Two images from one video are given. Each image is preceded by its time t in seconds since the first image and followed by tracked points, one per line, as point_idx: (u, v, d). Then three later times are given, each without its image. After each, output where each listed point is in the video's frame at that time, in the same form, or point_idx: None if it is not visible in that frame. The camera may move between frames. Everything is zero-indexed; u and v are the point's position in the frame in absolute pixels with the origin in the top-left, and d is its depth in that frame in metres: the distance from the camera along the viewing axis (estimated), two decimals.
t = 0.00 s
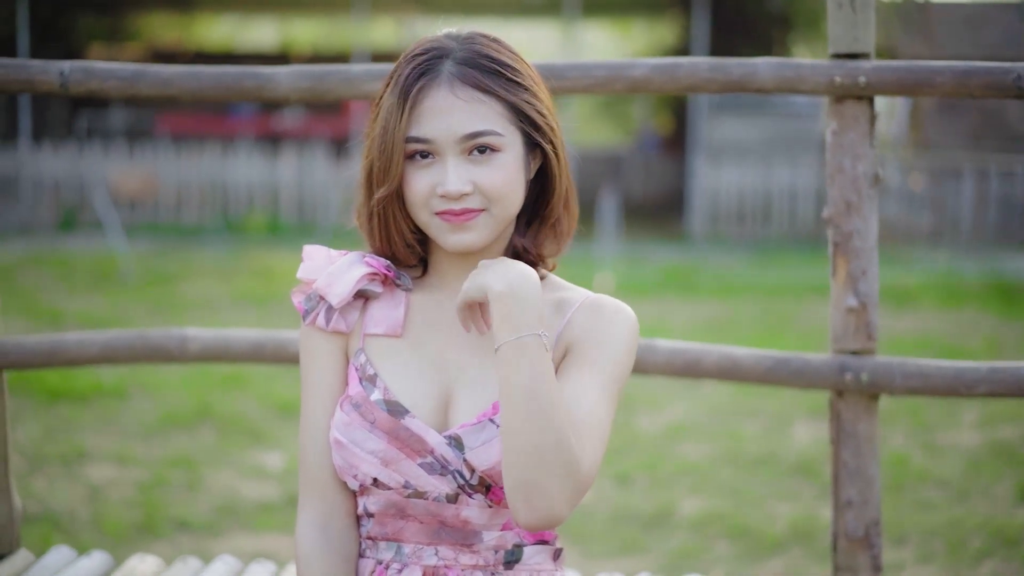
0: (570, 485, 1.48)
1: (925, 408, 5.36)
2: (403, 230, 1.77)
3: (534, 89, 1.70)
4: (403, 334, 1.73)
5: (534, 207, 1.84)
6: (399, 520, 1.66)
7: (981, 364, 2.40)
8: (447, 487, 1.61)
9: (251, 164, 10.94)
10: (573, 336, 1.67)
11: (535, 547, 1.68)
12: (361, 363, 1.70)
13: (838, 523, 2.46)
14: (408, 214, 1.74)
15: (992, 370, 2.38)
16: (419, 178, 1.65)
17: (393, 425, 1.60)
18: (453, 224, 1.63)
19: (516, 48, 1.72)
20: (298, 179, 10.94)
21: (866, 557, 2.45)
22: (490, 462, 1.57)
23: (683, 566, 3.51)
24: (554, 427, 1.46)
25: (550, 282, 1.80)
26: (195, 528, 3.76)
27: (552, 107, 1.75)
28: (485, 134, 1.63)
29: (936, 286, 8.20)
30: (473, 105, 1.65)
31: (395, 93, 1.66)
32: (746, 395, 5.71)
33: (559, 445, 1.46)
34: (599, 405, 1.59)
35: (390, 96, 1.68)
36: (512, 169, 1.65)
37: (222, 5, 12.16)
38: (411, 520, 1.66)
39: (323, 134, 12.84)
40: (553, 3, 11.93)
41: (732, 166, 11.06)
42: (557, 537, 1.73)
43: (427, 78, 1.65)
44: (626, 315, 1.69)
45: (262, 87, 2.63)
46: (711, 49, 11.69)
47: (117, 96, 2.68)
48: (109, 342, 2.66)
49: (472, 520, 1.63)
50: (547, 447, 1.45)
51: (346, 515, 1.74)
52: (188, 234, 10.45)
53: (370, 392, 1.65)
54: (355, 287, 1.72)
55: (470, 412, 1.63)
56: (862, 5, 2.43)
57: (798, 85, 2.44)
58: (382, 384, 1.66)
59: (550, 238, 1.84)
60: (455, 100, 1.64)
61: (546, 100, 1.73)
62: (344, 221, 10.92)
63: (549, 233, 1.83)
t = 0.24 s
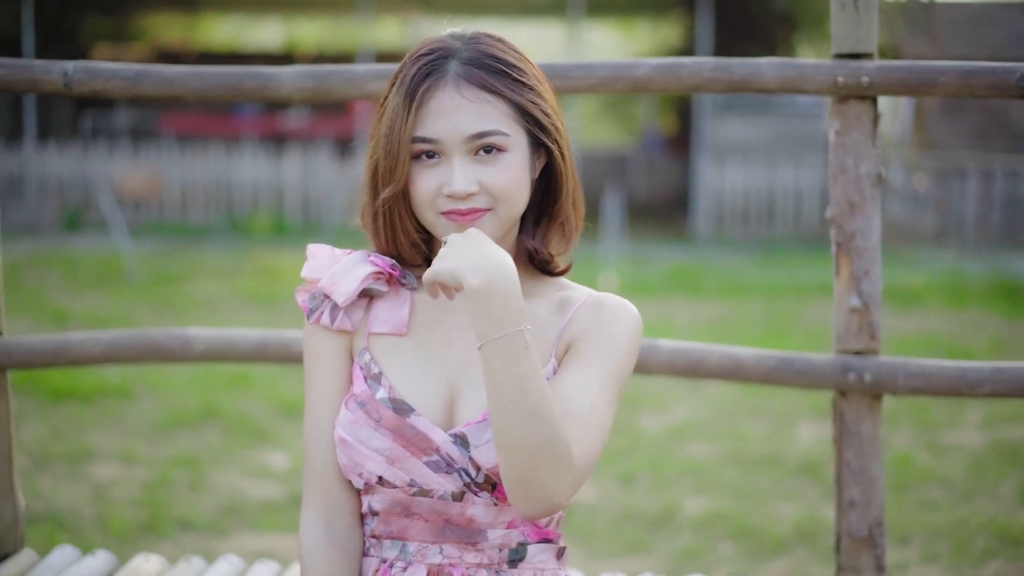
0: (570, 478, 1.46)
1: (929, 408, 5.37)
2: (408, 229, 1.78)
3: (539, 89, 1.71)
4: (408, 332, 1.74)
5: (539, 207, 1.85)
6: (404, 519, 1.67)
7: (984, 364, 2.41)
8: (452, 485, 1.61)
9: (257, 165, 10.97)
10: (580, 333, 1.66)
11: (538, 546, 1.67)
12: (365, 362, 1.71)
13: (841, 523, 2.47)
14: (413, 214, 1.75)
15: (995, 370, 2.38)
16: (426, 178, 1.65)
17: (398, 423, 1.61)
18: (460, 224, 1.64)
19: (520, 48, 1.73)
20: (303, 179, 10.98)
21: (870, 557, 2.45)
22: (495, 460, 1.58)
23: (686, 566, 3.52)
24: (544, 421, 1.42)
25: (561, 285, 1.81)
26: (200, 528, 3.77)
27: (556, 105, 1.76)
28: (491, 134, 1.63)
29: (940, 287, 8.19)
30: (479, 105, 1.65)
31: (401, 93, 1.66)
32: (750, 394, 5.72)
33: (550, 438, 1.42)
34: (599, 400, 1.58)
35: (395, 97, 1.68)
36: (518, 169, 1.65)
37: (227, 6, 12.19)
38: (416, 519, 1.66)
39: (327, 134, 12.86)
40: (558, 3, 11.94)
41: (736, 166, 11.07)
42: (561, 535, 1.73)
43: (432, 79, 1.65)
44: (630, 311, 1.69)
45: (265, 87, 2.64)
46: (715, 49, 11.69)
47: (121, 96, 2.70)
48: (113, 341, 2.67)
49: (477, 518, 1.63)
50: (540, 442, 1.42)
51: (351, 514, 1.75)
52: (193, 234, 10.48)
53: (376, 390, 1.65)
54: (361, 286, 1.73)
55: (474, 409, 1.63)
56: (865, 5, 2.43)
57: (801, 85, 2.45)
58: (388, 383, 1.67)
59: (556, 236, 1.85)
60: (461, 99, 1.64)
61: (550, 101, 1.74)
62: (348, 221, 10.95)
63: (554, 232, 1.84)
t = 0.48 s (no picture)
0: (553, 448, 1.43)
1: (936, 408, 5.36)
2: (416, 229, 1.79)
3: (547, 88, 1.69)
4: (414, 332, 1.73)
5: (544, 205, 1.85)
6: (410, 517, 1.67)
7: (988, 364, 2.41)
8: (458, 484, 1.61)
9: (263, 165, 11.00)
10: (582, 321, 1.66)
11: (544, 544, 1.69)
12: (371, 361, 1.71)
13: (845, 523, 2.47)
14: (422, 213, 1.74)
15: (999, 370, 2.38)
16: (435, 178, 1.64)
17: (404, 422, 1.60)
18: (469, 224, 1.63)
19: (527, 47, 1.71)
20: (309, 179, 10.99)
21: (873, 557, 2.45)
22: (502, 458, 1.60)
23: (691, 566, 3.52)
24: (522, 392, 1.39)
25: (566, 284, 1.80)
26: (205, 527, 3.78)
27: (563, 103, 1.74)
28: (502, 133, 1.62)
29: (947, 287, 8.18)
30: (489, 105, 1.63)
31: (409, 94, 1.65)
32: (756, 395, 5.72)
33: (529, 407, 1.39)
34: (594, 384, 1.56)
35: (404, 97, 1.66)
36: (529, 168, 1.63)
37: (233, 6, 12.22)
38: (422, 517, 1.66)
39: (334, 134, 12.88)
40: (564, 3, 11.95)
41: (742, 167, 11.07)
42: (565, 533, 1.75)
43: (442, 78, 1.63)
44: (633, 308, 1.67)
45: (270, 87, 2.65)
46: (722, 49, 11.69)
47: (125, 96, 2.71)
48: (118, 341, 2.67)
49: (483, 516, 1.63)
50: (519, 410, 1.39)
51: (356, 511, 1.75)
52: (199, 234, 10.50)
53: (382, 389, 1.65)
54: (367, 285, 1.73)
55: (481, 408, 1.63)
56: (869, 5, 2.43)
57: (806, 85, 2.45)
58: (393, 381, 1.66)
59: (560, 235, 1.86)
60: (471, 99, 1.62)
61: (557, 99, 1.72)
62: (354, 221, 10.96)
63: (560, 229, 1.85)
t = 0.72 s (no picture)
0: (517, 414, 1.41)
1: (941, 408, 5.32)
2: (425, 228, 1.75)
3: (554, 86, 1.63)
4: (418, 329, 1.70)
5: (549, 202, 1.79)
6: (412, 514, 1.64)
7: (994, 363, 2.38)
8: (461, 480, 1.58)
9: (267, 164, 10.98)
10: (582, 302, 1.65)
11: (547, 541, 1.65)
12: (374, 358, 1.67)
13: (848, 523, 2.43)
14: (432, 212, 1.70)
15: (1005, 369, 2.35)
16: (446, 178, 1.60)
17: (406, 419, 1.57)
18: (478, 224, 1.58)
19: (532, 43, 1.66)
20: (314, 179, 10.97)
21: (877, 557, 2.41)
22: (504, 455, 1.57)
23: (695, 567, 3.49)
24: (486, 348, 1.40)
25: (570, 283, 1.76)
26: (206, 527, 3.76)
27: (569, 100, 1.68)
28: (513, 132, 1.57)
29: (953, 287, 8.14)
30: (497, 105, 1.58)
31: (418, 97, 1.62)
32: (761, 395, 5.68)
33: (495, 363, 1.40)
34: (583, 364, 1.53)
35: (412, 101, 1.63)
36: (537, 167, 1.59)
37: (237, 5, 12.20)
38: (424, 514, 1.63)
39: (337, 134, 12.85)
40: (569, 2, 11.91)
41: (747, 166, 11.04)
42: (569, 530, 1.71)
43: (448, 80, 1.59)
44: (634, 296, 1.63)
45: (272, 85, 2.62)
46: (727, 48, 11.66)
47: (127, 94, 2.68)
48: (117, 340, 2.64)
49: (485, 513, 1.60)
50: (484, 367, 1.40)
51: (358, 509, 1.71)
52: (202, 233, 10.48)
53: (383, 385, 1.61)
54: (371, 282, 1.69)
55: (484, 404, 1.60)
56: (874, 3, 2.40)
57: (809, 83, 2.42)
58: (395, 377, 1.63)
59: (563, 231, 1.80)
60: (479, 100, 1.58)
61: (564, 97, 1.67)
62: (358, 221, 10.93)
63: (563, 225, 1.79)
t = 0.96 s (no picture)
0: (483, 386, 1.45)
1: (948, 408, 5.31)
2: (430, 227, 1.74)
3: (560, 86, 1.64)
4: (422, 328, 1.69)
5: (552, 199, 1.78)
6: (415, 512, 1.64)
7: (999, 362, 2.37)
8: (463, 478, 1.59)
9: (273, 164, 10.98)
10: (584, 297, 1.64)
11: (550, 540, 1.64)
12: (377, 357, 1.66)
13: (853, 522, 2.43)
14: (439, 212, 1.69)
15: (1009, 368, 2.34)
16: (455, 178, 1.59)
17: (407, 417, 1.59)
18: (486, 223, 1.58)
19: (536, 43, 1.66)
20: (320, 179, 10.96)
21: (882, 556, 2.41)
22: (506, 452, 1.57)
23: (700, 566, 3.49)
24: (461, 317, 1.45)
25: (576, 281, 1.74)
26: (212, 526, 3.77)
27: (574, 100, 1.69)
28: (522, 132, 1.57)
29: (960, 286, 8.12)
30: (506, 105, 1.58)
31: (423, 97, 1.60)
32: (767, 395, 5.67)
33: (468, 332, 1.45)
34: (571, 353, 1.55)
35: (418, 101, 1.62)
36: (545, 166, 1.59)
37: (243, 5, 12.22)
38: (426, 512, 1.63)
39: (343, 133, 12.86)
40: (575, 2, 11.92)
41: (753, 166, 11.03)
42: (574, 529, 1.70)
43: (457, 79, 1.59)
44: (634, 293, 1.64)
45: (276, 83, 2.62)
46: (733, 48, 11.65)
47: (132, 93, 2.68)
48: (123, 339, 2.65)
49: (488, 511, 1.60)
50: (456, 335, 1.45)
51: (362, 507, 1.71)
52: (208, 233, 10.50)
53: (386, 384, 1.62)
54: (375, 282, 1.69)
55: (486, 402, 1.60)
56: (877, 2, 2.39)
57: (813, 81, 2.41)
58: (398, 375, 1.63)
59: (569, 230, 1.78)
60: (488, 100, 1.57)
61: (568, 97, 1.67)
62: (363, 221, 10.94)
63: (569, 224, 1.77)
